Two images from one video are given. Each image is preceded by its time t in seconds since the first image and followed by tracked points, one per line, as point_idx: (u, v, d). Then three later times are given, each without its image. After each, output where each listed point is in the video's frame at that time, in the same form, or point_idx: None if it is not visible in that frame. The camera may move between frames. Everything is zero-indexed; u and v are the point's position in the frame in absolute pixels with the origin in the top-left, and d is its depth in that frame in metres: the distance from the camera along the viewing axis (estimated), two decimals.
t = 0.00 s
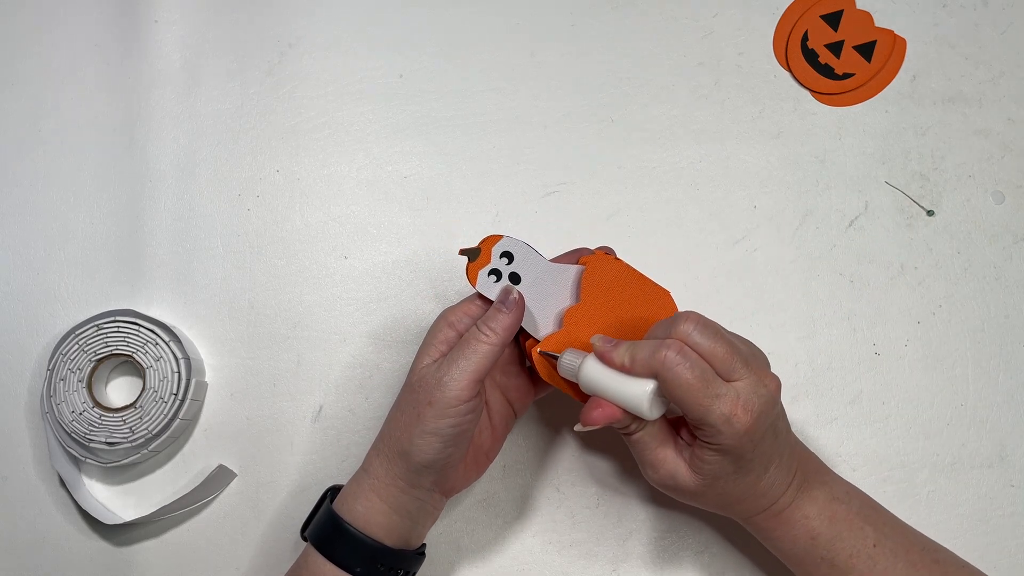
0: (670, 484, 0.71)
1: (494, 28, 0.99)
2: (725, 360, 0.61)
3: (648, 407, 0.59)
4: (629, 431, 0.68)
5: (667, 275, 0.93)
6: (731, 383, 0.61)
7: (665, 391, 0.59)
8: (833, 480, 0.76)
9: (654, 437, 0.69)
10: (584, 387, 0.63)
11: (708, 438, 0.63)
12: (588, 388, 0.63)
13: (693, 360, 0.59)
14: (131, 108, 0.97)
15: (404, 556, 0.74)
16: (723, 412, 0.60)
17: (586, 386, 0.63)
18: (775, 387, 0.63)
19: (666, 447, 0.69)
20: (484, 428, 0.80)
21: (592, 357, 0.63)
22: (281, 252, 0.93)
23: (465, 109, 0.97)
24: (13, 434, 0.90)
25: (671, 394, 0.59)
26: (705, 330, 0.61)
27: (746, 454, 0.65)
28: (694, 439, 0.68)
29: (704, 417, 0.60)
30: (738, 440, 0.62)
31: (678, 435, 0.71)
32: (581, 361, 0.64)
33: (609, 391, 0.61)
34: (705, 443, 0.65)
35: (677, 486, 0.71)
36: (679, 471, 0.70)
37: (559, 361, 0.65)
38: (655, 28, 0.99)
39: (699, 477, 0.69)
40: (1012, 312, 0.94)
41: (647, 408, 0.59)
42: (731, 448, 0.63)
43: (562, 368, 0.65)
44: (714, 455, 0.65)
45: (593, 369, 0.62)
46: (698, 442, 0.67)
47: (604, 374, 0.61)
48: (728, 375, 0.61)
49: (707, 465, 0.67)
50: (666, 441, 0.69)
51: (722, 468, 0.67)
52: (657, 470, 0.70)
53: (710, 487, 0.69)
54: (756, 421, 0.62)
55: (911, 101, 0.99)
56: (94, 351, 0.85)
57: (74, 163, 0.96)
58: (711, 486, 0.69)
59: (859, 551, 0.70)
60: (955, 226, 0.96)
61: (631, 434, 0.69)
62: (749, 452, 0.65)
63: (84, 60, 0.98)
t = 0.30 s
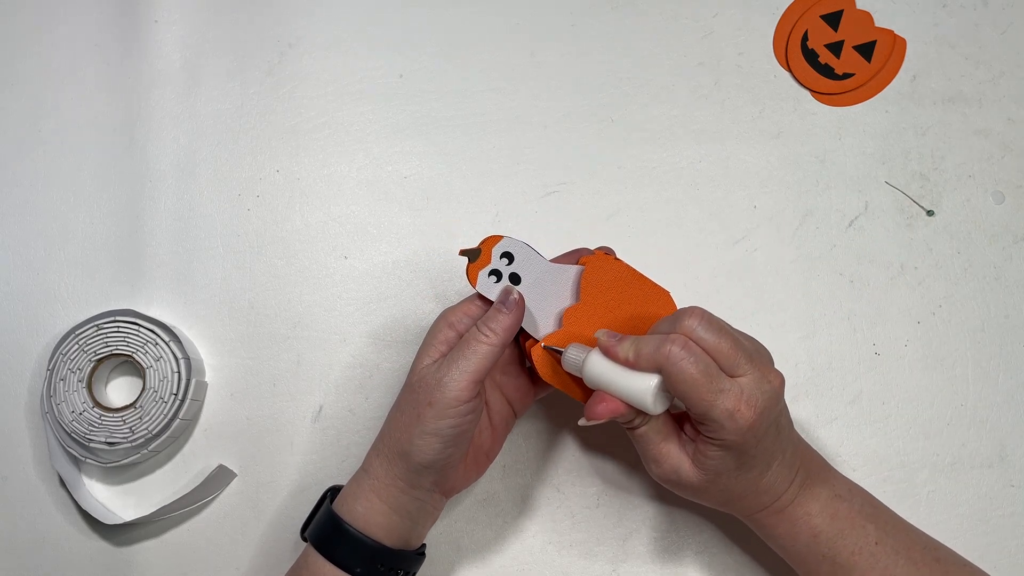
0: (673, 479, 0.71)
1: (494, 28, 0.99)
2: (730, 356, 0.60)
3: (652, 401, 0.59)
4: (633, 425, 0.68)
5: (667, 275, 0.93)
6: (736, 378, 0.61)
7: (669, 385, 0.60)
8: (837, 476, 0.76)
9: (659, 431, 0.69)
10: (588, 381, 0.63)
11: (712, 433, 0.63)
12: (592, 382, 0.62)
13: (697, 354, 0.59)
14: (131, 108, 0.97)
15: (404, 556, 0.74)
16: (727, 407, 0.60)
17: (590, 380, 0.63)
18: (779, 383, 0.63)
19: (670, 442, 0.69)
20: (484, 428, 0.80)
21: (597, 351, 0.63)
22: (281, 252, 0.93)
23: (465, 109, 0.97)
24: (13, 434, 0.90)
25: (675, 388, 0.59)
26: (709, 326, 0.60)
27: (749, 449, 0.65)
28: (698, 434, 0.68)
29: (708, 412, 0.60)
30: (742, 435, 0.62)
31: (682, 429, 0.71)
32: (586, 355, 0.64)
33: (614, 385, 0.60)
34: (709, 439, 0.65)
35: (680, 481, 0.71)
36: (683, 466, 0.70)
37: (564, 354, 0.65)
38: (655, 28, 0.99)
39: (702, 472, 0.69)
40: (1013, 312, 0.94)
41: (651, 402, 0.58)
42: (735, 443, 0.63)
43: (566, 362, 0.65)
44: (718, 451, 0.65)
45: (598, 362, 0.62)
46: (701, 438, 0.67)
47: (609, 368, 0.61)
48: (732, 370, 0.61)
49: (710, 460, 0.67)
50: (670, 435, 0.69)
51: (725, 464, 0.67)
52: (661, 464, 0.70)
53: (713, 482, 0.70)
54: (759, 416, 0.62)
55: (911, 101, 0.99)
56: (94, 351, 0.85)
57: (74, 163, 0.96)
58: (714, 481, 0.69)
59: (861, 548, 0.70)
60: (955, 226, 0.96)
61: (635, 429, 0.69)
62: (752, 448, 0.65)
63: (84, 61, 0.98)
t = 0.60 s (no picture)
0: (672, 490, 0.71)
1: (494, 29, 0.99)
2: (723, 367, 0.60)
3: (647, 414, 0.58)
4: (630, 437, 0.68)
5: (667, 275, 0.93)
6: (731, 389, 0.61)
7: (664, 398, 0.59)
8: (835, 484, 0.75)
9: (656, 443, 0.69)
10: (583, 395, 0.63)
11: (709, 444, 0.63)
12: (588, 395, 0.62)
13: (691, 367, 0.59)
14: (131, 108, 0.97)
15: (403, 556, 0.74)
16: (722, 418, 0.60)
17: (586, 393, 0.63)
18: (775, 392, 0.63)
19: (668, 453, 0.69)
20: (483, 428, 0.80)
21: (591, 364, 0.63)
22: (281, 252, 0.93)
23: (465, 109, 0.97)
24: (13, 434, 0.90)
25: (671, 402, 0.59)
26: (703, 337, 0.60)
27: (747, 459, 0.65)
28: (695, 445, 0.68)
29: (703, 424, 0.60)
30: (738, 446, 0.62)
31: (679, 440, 0.71)
32: (581, 368, 0.63)
33: (608, 399, 0.60)
34: (706, 450, 0.65)
35: (680, 491, 0.71)
36: (681, 477, 0.70)
37: (559, 367, 0.65)
38: (655, 28, 0.99)
39: (700, 483, 0.69)
40: (1013, 312, 0.94)
41: (647, 414, 0.58)
42: (732, 454, 0.63)
43: (561, 375, 0.65)
44: (716, 462, 0.65)
45: (592, 376, 0.62)
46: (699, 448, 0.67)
47: (603, 381, 0.61)
48: (727, 381, 0.61)
49: (708, 471, 0.67)
50: (667, 447, 0.69)
51: (723, 473, 0.67)
52: (659, 475, 0.70)
53: (713, 492, 0.70)
54: (756, 427, 0.62)
55: (911, 101, 0.99)
56: (94, 351, 0.85)
57: (74, 163, 0.96)
58: (713, 491, 0.69)
59: (860, 553, 0.70)
60: (955, 226, 0.96)
61: (632, 442, 0.69)
62: (749, 457, 0.65)
63: (84, 61, 0.98)
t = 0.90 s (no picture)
0: (679, 497, 0.72)
1: (494, 29, 0.99)
2: (726, 373, 0.61)
3: (651, 423, 0.58)
4: (634, 446, 0.68)
5: (667, 275, 0.93)
6: (735, 396, 0.61)
7: (667, 407, 0.59)
8: (840, 486, 0.76)
9: (661, 448, 0.69)
10: (587, 404, 0.62)
11: (715, 451, 0.64)
12: (591, 405, 0.62)
13: (694, 375, 0.59)
14: (131, 108, 0.97)
15: (401, 555, 0.74)
16: (727, 425, 0.60)
17: (590, 403, 0.62)
18: (779, 398, 0.63)
19: (673, 460, 0.70)
20: (481, 426, 0.80)
21: (594, 374, 0.62)
22: (282, 252, 0.93)
23: (465, 109, 0.97)
24: (13, 434, 0.90)
25: (675, 410, 0.59)
26: (706, 344, 0.61)
27: (752, 465, 0.65)
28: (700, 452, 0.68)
29: (709, 431, 0.60)
30: (744, 452, 0.62)
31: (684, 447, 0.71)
32: (585, 378, 0.62)
33: (613, 408, 0.60)
34: (712, 457, 0.65)
35: (687, 499, 0.71)
36: (687, 484, 0.70)
37: (563, 378, 0.64)
38: (655, 28, 0.99)
39: (707, 490, 0.69)
40: (1013, 312, 0.94)
41: (651, 423, 0.58)
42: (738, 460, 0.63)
43: (564, 386, 0.64)
44: (722, 468, 0.65)
45: (596, 386, 0.61)
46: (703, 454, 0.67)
47: (607, 391, 0.60)
48: (731, 387, 0.61)
49: (714, 477, 0.67)
50: (672, 454, 0.70)
51: (729, 479, 0.67)
52: (666, 483, 0.71)
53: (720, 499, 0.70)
54: (761, 433, 0.62)
55: (911, 101, 0.99)
56: (94, 351, 0.85)
57: (74, 163, 0.96)
58: (719, 497, 0.70)
59: (864, 558, 0.70)
60: (955, 225, 0.96)
61: (637, 450, 0.69)
62: (755, 463, 0.65)
63: (84, 61, 0.98)
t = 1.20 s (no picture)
0: (694, 481, 0.71)
1: (493, 29, 0.99)
2: (746, 354, 0.61)
3: (670, 400, 0.58)
4: (650, 427, 0.68)
5: (667, 275, 0.93)
6: (756, 377, 0.62)
7: (689, 385, 0.60)
8: (851, 479, 0.76)
9: (677, 431, 0.69)
10: (605, 382, 0.63)
11: (733, 432, 0.63)
12: (609, 383, 0.62)
13: (717, 353, 0.59)
14: (131, 108, 0.97)
15: (397, 555, 0.74)
16: (747, 405, 0.60)
17: (608, 381, 0.63)
18: (798, 381, 0.64)
19: (689, 441, 0.69)
20: (476, 425, 0.80)
21: (613, 352, 0.63)
22: (281, 252, 0.93)
23: (465, 109, 0.97)
24: (13, 434, 0.90)
25: (695, 388, 0.59)
26: (727, 326, 0.61)
27: (770, 448, 0.65)
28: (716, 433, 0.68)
29: (728, 410, 0.60)
30: (762, 434, 0.62)
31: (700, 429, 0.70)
32: (602, 357, 0.64)
33: (631, 384, 0.60)
34: (730, 438, 0.65)
35: (701, 482, 0.71)
36: (703, 467, 0.69)
37: (580, 357, 0.65)
38: (655, 28, 0.99)
39: (723, 472, 0.69)
40: (1013, 312, 0.94)
41: (670, 400, 0.58)
42: (756, 442, 0.63)
43: (582, 365, 0.65)
44: (739, 450, 0.65)
45: (614, 362, 0.62)
46: (721, 436, 0.67)
47: (629, 367, 0.61)
48: (751, 368, 0.62)
49: (731, 459, 0.67)
50: (689, 435, 0.69)
51: (746, 462, 0.67)
52: (681, 465, 0.70)
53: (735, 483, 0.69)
54: (780, 415, 0.62)
55: (911, 101, 0.99)
56: (94, 351, 0.85)
57: (74, 164, 0.96)
58: (735, 481, 0.69)
59: (874, 549, 0.71)
60: (955, 225, 0.96)
61: (653, 430, 0.69)
62: (773, 446, 0.65)
63: (84, 61, 0.98)
